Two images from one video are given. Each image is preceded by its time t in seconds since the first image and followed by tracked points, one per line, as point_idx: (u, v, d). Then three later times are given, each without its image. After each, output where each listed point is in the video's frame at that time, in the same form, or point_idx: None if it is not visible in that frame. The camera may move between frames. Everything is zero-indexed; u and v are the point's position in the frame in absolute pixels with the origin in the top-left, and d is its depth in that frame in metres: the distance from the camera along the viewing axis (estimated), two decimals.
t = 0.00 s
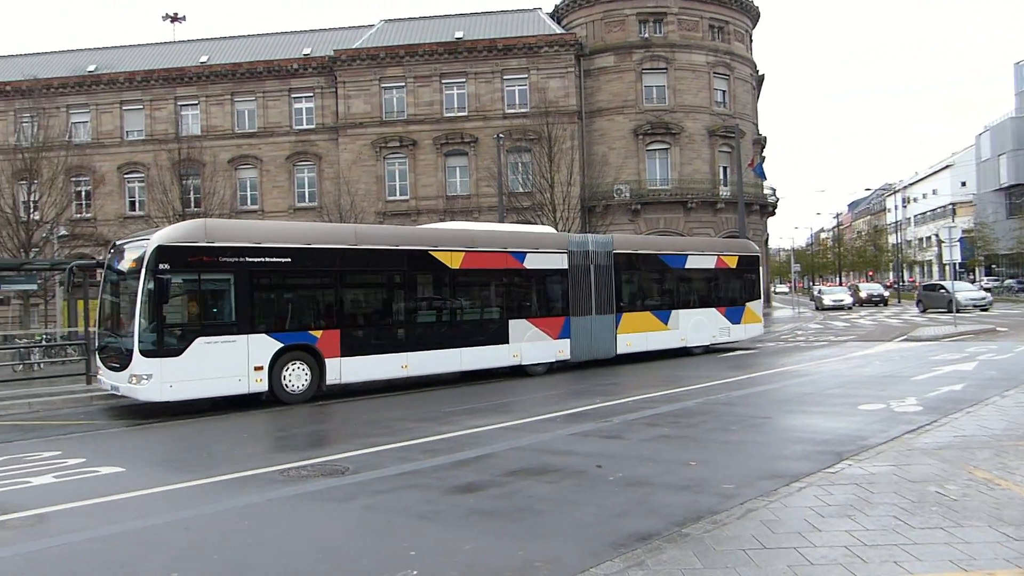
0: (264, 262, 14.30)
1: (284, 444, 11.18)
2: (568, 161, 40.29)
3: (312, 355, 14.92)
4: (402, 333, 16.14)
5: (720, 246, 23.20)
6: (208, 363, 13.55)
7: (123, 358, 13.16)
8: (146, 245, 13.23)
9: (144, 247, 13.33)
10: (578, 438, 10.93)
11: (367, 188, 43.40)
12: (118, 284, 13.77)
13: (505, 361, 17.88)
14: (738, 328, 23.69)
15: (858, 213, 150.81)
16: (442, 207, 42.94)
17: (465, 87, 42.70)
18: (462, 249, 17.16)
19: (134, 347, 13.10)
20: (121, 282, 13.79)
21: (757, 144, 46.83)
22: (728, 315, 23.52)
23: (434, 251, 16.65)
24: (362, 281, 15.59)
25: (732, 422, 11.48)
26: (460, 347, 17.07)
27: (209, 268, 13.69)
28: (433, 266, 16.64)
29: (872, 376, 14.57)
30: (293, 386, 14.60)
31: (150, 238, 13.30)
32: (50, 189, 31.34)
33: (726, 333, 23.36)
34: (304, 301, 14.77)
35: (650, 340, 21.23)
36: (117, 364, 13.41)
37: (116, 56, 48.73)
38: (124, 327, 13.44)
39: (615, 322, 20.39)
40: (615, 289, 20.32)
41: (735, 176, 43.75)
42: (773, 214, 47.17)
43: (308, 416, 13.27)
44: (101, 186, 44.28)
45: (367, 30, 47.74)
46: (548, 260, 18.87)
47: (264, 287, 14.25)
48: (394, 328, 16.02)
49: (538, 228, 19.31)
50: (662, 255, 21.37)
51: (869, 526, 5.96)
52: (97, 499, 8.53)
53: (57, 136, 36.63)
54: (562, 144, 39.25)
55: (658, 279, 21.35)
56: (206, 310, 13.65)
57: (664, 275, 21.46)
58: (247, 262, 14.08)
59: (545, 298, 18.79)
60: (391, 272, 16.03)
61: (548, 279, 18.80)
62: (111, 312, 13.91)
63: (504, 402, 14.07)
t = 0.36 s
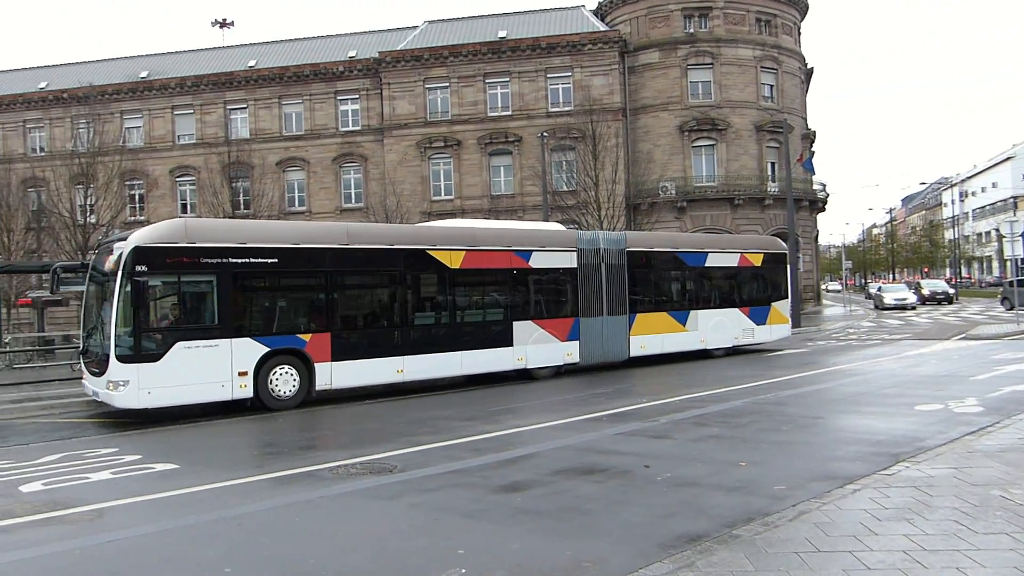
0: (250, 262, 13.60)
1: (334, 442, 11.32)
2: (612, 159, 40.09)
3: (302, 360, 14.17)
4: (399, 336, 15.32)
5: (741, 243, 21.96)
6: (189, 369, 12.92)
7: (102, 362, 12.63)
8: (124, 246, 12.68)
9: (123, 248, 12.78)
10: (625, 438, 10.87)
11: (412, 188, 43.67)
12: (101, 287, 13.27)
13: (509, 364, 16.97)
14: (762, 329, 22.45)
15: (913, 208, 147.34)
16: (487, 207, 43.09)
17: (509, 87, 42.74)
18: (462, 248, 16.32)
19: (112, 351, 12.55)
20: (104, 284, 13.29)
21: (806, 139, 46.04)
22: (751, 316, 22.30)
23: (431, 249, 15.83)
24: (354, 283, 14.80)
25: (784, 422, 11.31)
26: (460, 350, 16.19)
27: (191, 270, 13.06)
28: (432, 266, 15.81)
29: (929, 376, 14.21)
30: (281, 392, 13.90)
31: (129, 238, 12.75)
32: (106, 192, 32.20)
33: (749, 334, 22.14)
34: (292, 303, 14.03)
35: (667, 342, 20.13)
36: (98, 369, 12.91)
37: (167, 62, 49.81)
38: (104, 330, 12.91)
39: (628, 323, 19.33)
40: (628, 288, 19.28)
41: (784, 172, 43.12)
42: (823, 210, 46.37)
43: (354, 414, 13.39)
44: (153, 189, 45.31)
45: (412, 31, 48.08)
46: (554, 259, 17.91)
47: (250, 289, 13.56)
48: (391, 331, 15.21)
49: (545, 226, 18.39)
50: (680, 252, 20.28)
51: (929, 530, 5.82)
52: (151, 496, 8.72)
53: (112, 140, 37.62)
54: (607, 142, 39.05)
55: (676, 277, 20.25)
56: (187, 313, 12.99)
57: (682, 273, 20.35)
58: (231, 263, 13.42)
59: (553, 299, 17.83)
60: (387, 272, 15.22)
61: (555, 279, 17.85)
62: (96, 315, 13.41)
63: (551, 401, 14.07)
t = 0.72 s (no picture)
0: (266, 261, 13.16)
1: (408, 439, 11.46)
2: (687, 157, 39.55)
3: (319, 362, 13.70)
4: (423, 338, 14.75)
5: (794, 243, 20.76)
6: (201, 371, 12.53)
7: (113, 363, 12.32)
8: (134, 244, 12.31)
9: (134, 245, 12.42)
10: (700, 440, 10.71)
11: (485, 186, 43.88)
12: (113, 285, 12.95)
13: (538, 368, 16.19)
14: (817, 334, 21.18)
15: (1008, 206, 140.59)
16: (560, 206, 43.08)
17: (583, 85, 42.58)
18: (490, 247, 15.63)
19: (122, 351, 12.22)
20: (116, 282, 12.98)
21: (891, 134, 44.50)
22: (805, 319, 21.01)
23: (457, 249, 15.19)
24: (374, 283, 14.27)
25: (866, 427, 10.98)
26: (485, 353, 15.54)
27: (203, 268, 12.65)
28: (457, 266, 15.16)
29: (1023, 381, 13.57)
30: (297, 396, 13.43)
31: (140, 236, 12.39)
32: (191, 191, 33.35)
33: (802, 339, 20.89)
34: (309, 304, 13.57)
35: (713, 347, 19.02)
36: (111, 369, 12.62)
37: (248, 65, 51.24)
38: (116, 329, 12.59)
39: (670, 326, 18.32)
40: (670, 289, 18.28)
41: (867, 169, 41.85)
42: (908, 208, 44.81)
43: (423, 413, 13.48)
44: (236, 189, 46.69)
45: (486, 31, 48.33)
46: (588, 260, 17.05)
47: (265, 288, 13.14)
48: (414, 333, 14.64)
49: (578, 224, 17.54)
50: (727, 252, 19.20)
51: None
52: (232, 488, 8.98)
53: (196, 143, 38.93)
54: (682, 139, 38.54)
55: (723, 278, 19.17)
56: (200, 314, 12.61)
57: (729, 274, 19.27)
58: (246, 262, 12.99)
59: (587, 300, 17.00)
60: (409, 272, 14.64)
61: (589, 280, 17.02)
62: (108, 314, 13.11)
63: (624, 401, 13.99)
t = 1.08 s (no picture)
0: (261, 259, 12.66)
1: (461, 436, 11.53)
2: (746, 151, 38.85)
3: (318, 363, 13.13)
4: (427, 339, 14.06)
5: (829, 238, 19.59)
6: (193, 372, 12.07)
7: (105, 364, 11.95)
8: (125, 243, 11.91)
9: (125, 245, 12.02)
10: (757, 440, 10.50)
11: (541, 184, 43.88)
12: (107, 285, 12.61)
13: (552, 370, 15.43)
14: (854, 334, 19.94)
15: None
16: (616, 203, 42.78)
17: (639, 80, 42.23)
18: (500, 244, 14.95)
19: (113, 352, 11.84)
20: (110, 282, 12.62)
21: (960, 126, 43.03)
22: (840, 319, 19.76)
23: (463, 246, 14.51)
24: (377, 281, 13.66)
25: (932, 428, 10.64)
26: (495, 353, 14.82)
27: (195, 267, 12.19)
28: (465, 264, 14.49)
29: None
30: (294, 398, 12.89)
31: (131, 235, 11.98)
32: (252, 192, 34.17)
33: (837, 340, 19.70)
34: (306, 302, 13.02)
35: (738, 347, 17.98)
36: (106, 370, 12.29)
37: (307, 67, 52.26)
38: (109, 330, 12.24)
39: (691, 325, 17.40)
40: (690, 288, 17.37)
41: (936, 162, 40.53)
42: (979, 202, 43.28)
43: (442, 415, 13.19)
44: (295, 189, 47.56)
45: (542, 28, 48.32)
46: (604, 257, 16.23)
47: (261, 287, 12.63)
48: (417, 333, 13.97)
49: (595, 219, 16.71)
50: (752, 249, 18.13)
51: None
52: (290, 483, 9.16)
53: (258, 144, 39.88)
54: (741, 134, 37.91)
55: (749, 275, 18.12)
56: (192, 314, 12.14)
57: (756, 271, 18.21)
58: (241, 261, 12.50)
59: (604, 299, 16.19)
60: (414, 270, 14.01)
61: (606, 278, 16.20)
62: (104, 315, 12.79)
63: (678, 400, 13.82)
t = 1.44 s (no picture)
0: (238, 257, 12.43)
1: (499, 433, 11.55)
2: (788, 147, 38.26)
3: (297, 364, 12.86)
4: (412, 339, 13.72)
5: (845, 235, 18.86)
6: (166, 372, 11.87)
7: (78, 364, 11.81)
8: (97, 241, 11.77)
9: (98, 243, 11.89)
10: (799, 441, 10.32)
11: (580, 181, 43.73)
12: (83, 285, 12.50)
13: (546, 372, 14.98)
14: (873, 335, 19.12)
15: None
16: (655, 200, 42.42)
17: (679, 76, 41.82)
18: (489, 242, 14.50)
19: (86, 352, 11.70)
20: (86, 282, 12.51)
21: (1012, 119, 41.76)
22: (857, 319, 18.96)
23: (452, 243, 14.16)
24: (360, 281, 13.37)
25: (980, 430, 10.34)
26: (486, 355, 14.38)
27: (168, 266, 12.00)
28: (453, 262, 14.12)
29: None
30: (271, 399, 12.60)
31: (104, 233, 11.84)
32: (293, 191, 34.71)
33: (853, 341, 18.90)
34: (285, 302, 12.76)
35: (746, 349, 17.31)
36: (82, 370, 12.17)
37: (348, 67, 52.82)
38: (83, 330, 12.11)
39: (696, 325, 16.78)
40: (695, 287, 16.76)
41: (987, 157, 39.39)
42: None
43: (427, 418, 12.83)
44: (336, 188, 48.04)
45: (581, 25, 48.15)
46: (601, 255, 15.73)
47: (238, 286, 12.40)
48: (402, 334, 13.63)
49: (592, 216, 16.24)
50: (762, 245, 17.52)
51: None
52: (329, 479, 9.28)
53: (300, 144, 40.44)
54: (783, 130, 37.33)
55: (758, 273, 17.47)
56: (166, 313, 11.97)
57: (765, 268, 17.56)
58: (216, 259, 12.29)
59: (601, 299, 15.69)
60: (398, 269, 13.68)
61: (604, 277, 15.72)
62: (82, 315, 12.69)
63: (718, 399, 13.69)
